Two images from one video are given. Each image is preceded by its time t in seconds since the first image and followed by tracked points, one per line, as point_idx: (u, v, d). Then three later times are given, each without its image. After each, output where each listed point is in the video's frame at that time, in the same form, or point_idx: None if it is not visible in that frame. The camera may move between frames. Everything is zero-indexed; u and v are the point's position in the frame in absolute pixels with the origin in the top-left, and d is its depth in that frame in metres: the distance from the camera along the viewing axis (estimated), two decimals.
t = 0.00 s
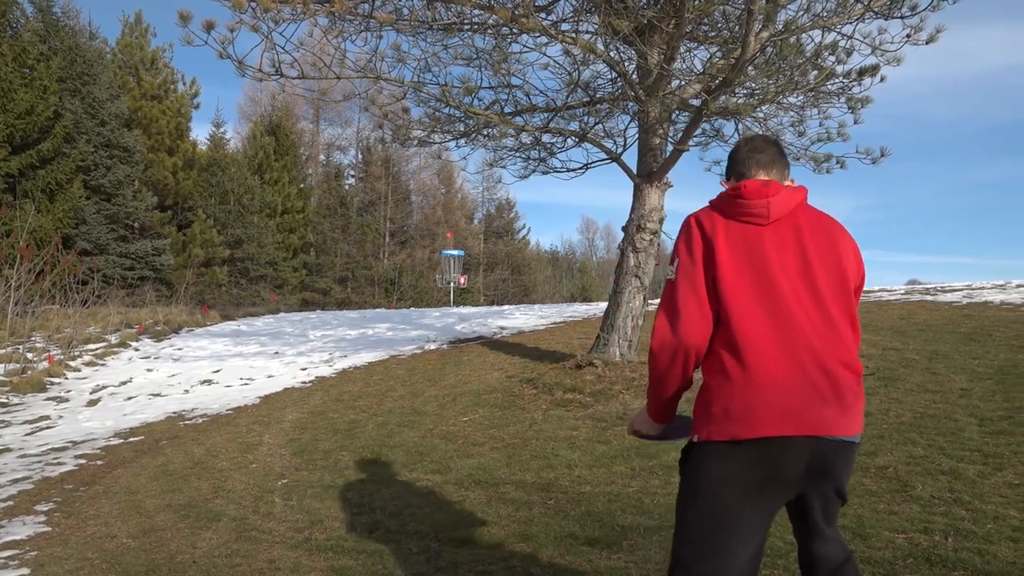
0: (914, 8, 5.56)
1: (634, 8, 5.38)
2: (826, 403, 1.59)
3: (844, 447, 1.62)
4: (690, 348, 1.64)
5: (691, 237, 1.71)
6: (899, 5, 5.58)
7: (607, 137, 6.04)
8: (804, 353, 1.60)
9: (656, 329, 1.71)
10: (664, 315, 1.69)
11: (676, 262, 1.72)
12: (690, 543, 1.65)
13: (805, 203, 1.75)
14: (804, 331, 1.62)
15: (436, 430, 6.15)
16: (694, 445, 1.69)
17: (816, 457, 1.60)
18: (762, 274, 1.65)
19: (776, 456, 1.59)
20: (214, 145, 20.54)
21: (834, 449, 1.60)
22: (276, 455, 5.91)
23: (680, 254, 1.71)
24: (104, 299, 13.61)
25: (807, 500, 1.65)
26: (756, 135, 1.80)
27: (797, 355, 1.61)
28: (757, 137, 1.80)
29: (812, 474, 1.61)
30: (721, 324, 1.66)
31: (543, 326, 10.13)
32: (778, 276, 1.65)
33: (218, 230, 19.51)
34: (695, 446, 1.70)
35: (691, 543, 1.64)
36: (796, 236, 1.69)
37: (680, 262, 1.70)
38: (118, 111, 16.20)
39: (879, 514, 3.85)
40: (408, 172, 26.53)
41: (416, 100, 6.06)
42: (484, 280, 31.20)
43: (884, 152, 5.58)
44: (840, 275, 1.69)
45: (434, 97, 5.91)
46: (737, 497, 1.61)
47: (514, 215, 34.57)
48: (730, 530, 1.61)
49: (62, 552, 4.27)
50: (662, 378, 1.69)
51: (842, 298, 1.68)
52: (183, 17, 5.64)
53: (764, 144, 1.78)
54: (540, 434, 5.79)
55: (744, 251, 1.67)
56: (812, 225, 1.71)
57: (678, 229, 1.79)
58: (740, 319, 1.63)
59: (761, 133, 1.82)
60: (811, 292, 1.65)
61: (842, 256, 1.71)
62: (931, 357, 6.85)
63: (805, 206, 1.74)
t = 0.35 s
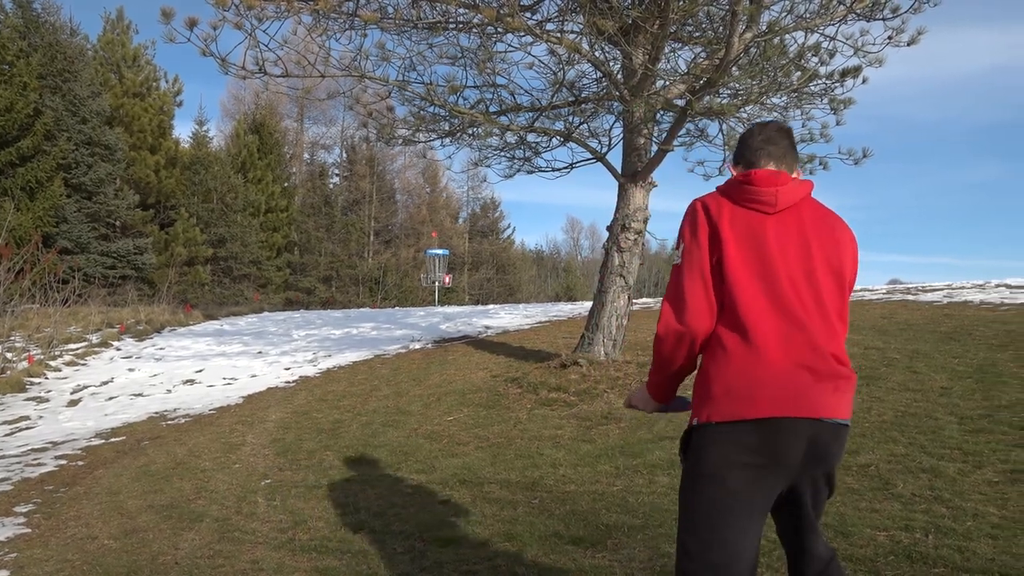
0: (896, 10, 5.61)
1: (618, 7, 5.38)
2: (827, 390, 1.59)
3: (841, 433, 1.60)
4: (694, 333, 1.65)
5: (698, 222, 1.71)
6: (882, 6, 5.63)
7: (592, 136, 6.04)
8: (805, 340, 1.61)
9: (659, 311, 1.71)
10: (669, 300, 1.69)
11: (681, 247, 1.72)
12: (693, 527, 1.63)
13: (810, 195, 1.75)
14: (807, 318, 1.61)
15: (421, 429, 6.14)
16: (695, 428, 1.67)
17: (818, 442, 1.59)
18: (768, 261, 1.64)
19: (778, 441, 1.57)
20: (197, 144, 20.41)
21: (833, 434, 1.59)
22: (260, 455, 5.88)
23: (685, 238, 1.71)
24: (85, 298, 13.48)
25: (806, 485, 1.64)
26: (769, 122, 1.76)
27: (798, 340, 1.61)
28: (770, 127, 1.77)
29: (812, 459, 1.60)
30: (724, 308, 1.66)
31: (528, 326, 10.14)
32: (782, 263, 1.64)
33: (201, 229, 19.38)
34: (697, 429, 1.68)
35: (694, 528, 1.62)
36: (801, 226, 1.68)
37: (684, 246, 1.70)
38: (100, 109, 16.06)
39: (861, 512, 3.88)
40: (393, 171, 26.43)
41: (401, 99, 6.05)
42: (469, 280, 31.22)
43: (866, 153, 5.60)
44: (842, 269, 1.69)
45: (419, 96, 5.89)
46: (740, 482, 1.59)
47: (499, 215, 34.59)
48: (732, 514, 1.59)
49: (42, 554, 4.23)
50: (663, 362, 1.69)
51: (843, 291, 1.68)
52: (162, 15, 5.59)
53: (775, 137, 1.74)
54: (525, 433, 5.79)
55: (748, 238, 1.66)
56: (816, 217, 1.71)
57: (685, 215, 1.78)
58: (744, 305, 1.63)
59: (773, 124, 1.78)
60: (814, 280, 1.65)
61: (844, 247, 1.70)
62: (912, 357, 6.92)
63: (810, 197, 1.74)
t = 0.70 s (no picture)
0: (884, 10, 5.64)
1: (608, 7, 5.33)
2: (792, 404, 1.57)
3: (809, 446, 1.60)
4: (650, 363, 1.56)
5: (646, 239, 1.59)
6: (870, 7, 5.65)
7: (582, 135, 6.04)
8: (768, 361, 1.56)
9: (607, 338, 1.61)
10: (618, 326, 1.59)
11: (627, 264, 1.61)
12: (661, 562, 1.56)
13: (755, 190, 1.68)
14: (767, 337, 1.57)
15: (410, 428, 6.13)
16: (659, 455, 1.61)
17: (785, 464, 1.57)
18: (727, 278, 1.57)
19: (747, 466, 1.54)
20: (186, 142, 20.30)
21: (802, 450, 1.58)
22: (248, 454, 5.86)
23: (633, 256, 1.60)
24: (72, 296, 13.39)
25: (774, 504, 1.62)
26: (697, 88, 1.69)
27: (761, 363, 1.56)
28: (698, 93, 1.69)
29: (779, 478, 1.58)
30: (680, 330, 1.58)
31: (517, 325, 10.14)
32: (740, 280, 1.58)
33: (189, 227, 19.30)
34: (660, 455, 1.62)
35: (663, 562, 1.55)
36: (753, 232, 1.62)
37: (632, 265, 1.59)
38: (87, 105, 15.98)
39: (849, 510, 3.90)
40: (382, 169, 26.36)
41: (390, 97, 6.03)
42: (459, 279, 31.23)
43: (854, 153, 5.60)
44: (793, 276, 1.67)
45: (409, 94, 5.88)
46: (711, 512, 1.54)
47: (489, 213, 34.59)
48: (707, 547, 1.53)
49: (28, 554, 4.20)
50: (614, 389, 1.61)
51: (797, 299, 1.66)
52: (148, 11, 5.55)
53: (709, 109, 1.66)
54: (514, 432, 5.79)
55: (704, 253, 1.57)
56: (765, 218, 1.66)
57: (625, 223, 1.66)
58: (703, 328, 1.56)
59: (706, 87, 1.70)
60: (771, 290, 1.61)
61: (791, 248, 1.68)
62: (899, 355, 6.96)
63: (757, 194, 1.67)
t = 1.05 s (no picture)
0: (873, 10, 5.67)
1: (599, 5, 5.30)
2: (775, 398, 1.59)
3: (792, 438, 1.61)
4: (636, 371, 1.55)
5: (622, 247, 1.59)
6: (859, 6, 5.68)
7: (572, 133, 6.05)
8: (750, 357, 1.57)
9: (590, 348, 1.60)
10: (601, 335, 1.58)
11: (606, 272, 1.60)
12: (646, 559, 1.55)
13: (726, 187, 1.69)
14: (748, 333, 1.58)
15: (401, 426, 6.12)
16: (644, 453, 1.61)
17: (772, 458, 1.58)
18: (707, 278, 1.57)
19: (732, 461, 1.54)
20: (174, 139, 20.18)
21: (786, 443, 1.60)
22: (237, 454, 5.83)
23: (611, 264, 1.59)
24: (59, 295, 13.30)
25: (761, 500, 1.62)
26: (659, 73, 1.66)
27: (744, 359, 1.57)
28: (659, 77, 1.66)
29: (765, 472, 1.59)
30: (662, 333, 1.58)
31: (507, 323, 10.13)
32: (720, 278, 1.58)
33: (178, 225, 19.20)
34: (645, 454, 1.62)
35: (647, 559, 1.54)
36: (728, 229, 1.63)
37: (611, 274, 1.59)
38: (74, 103, 15.86)
39: (838, 507, 3.91)
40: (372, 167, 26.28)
41: (380, 94, 6.01)
42: (449, 277, 31.22)
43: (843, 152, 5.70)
44: (769, 267, 1.69)
45: (399, 92, 5.86)
46: (697, 508, 1.54)
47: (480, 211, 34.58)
48: (693, 544, 1.53)
49: (14, 554, 4.16)
50: (599, 398, 1.60)
51: (774, 291, 1.68)
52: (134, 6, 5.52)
53: (671, 98, 1.65)
54: (505, 430, 5.79)
55: (683, 256, 1.57)
56: (739, 213, 1.67)
57: (599, 230, 1.66)
58: (685, 329, 1.56)
59: (667, 71, 1.68)
60: (750, 286, 1.62)
61: (766, 242, 1.69)
62: (887, 353, 7.00)
63: (729, 191, 1.68)
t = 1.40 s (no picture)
0: (860, 10, 5.70)
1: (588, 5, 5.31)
2: (760, 391, 1.59)
3: (779, 433, 1.61)
4: (620, 370, 1.55)
5: (601, 247, 1.59)
6: (846, 6, 5.71)
7: (561, 132, 6.05)
8: (734, 352, 1.58)
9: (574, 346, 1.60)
10: (584, 334, 1.58)
11: (586, 271, 1.61)
12: (635, 558, 1.54)
13: (706, 182, 1.69)
14: (731, 327, 1.59)
15: (390, 426, 6.11)
16: (631, 452, 1.62)
17: (759, 452, 1.58)
18: (688, 274, 1.57)
19: (718, 457, 1.54)
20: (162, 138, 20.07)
21: (773, 438, 1.60)
22: (226, 454, 5.81)
23: (591, 263, 1.59)
24: (46, 295, 13.22)
25: (751, 498, 1.62)
26: (635, 69, 1.66)
27: (728, 353, 1.57)
28: (635, 74, 1.66)
29: (753, 468, 1.58)
30: (645, 331, 1.58)
31: (497, 322, 10.14)
32: (701, 273, 1.58)
33: (166, 225, 19.10)
34: (632, 453, 1.62)
35: (636, 557, 1.54)
36: (708, 225, 1.63)
37: (591, 273, 1.59)
38: (61, 101, 15.76)
39: (826, 505, 3.93)
40: (362, 166, 26.22)
41: (369, 93, 6.00)
42: (439, 276, 31.26)
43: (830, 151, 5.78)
44: (751, 260, 1.69)
45: (388, 91, 5.85)
46: (684, 505, 1.54)
47: (470, 211, 34.60)
48: (681, 541, 1.53)
49: None
50: (584, 398, 1.61)
51: (757, 285, 1.69)
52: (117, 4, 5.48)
53: (648, 94, 1.65)
54: (494, 430, 5.79)
55: (663, 253, 1.57)
56: (719, 209, 1.67)
57: (578, 228, 1.66)
58: (668, 327, 1.56)
59: (643, 67, 1.68)
60: (732, 281, 1.63)
61: (748, 236, 1.70)
62: (875, 351, 7.04)
63: (708, 187, 1.69)
